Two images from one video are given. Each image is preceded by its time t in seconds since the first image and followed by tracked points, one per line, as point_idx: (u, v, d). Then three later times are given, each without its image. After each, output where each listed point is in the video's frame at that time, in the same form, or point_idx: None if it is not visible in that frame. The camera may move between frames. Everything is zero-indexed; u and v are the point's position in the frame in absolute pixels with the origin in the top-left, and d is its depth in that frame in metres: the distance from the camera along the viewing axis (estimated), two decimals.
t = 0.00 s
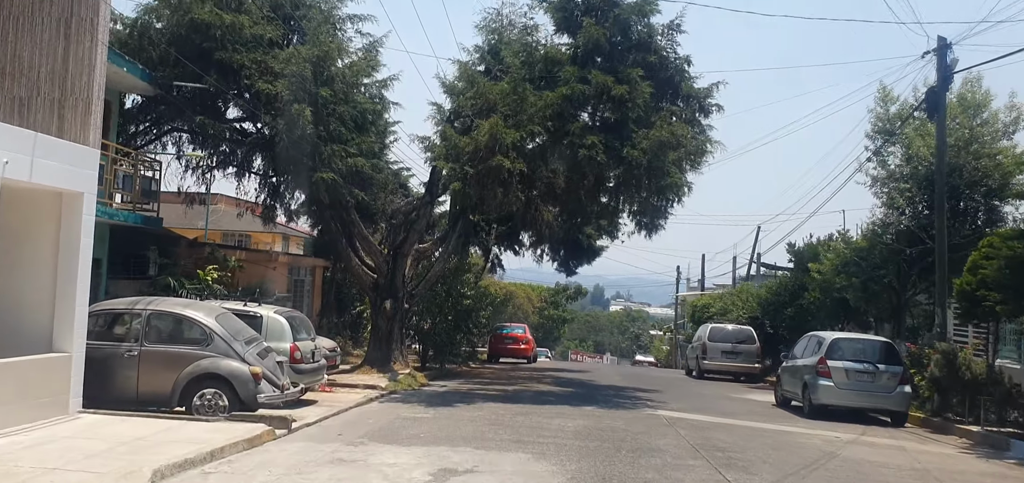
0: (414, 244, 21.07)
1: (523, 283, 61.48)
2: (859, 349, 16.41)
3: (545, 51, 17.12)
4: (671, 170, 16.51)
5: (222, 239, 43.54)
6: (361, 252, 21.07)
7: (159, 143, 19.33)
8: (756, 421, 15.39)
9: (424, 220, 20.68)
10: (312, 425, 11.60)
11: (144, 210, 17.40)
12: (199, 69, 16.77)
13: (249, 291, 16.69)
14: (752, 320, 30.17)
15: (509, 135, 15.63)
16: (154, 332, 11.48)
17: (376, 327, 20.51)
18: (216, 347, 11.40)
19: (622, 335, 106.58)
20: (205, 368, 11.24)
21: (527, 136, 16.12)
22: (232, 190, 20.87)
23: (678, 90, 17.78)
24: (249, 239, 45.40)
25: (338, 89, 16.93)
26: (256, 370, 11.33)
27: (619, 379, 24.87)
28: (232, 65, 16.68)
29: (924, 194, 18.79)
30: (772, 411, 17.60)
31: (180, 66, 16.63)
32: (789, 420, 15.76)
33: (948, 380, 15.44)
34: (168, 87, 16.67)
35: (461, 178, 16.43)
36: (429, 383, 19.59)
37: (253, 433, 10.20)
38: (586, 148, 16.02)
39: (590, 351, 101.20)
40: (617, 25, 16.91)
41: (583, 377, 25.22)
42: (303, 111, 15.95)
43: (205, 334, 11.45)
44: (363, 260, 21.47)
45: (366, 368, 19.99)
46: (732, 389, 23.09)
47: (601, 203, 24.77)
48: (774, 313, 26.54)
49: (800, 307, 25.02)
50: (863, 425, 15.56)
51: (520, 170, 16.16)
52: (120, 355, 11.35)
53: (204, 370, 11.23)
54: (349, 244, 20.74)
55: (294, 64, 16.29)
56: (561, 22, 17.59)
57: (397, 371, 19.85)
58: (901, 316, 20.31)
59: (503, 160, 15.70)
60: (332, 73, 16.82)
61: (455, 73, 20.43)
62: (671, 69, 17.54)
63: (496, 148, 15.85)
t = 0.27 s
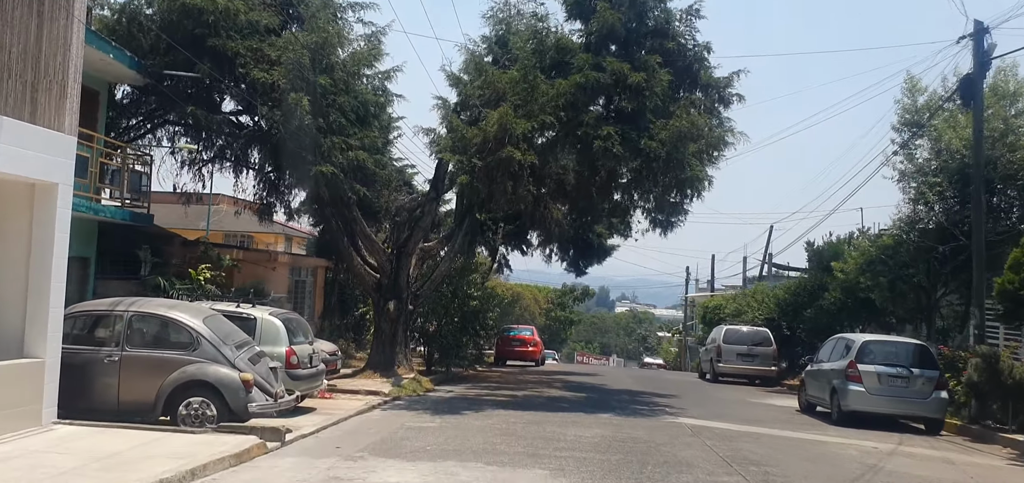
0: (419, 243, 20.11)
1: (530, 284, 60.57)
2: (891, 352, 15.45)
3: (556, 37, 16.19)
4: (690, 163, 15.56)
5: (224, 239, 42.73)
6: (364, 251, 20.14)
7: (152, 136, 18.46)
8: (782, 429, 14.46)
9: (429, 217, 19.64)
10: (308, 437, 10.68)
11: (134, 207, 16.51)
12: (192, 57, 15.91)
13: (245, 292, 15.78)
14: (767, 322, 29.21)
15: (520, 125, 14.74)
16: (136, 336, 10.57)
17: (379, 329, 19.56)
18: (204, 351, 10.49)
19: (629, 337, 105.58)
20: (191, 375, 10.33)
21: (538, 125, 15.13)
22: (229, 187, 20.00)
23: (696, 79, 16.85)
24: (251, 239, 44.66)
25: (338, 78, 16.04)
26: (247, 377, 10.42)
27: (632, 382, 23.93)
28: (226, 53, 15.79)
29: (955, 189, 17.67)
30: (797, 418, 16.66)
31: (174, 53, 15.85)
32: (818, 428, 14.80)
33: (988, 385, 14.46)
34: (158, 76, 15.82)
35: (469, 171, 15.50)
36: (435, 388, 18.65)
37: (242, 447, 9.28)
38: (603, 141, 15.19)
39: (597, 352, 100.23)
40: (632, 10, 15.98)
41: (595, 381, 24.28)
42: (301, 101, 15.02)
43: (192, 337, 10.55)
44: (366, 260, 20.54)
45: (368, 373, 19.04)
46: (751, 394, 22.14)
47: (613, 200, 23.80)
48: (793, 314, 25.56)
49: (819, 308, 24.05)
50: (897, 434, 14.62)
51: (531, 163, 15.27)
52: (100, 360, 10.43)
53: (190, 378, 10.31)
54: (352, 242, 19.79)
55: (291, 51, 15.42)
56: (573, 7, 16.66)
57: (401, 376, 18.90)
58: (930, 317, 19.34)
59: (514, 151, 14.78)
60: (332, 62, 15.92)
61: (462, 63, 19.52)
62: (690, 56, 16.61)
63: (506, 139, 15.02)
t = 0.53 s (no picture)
0: (421, 241, 19.16)
1: (533, 285, 59.66)
2: (922, 355, 14.52)
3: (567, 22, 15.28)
4: (709, 154, 14.64)
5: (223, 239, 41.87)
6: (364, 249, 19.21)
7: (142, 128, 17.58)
8: (809, 437, 13.55)
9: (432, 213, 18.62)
10: (300, 450, 9.77)
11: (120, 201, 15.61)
12: (182, 42, 15.05)
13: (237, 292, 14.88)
14: (781, 323, 28.27)
15: (529, 113, 13.83)
16: (113, 338, 9.66)
17: (380, 331, 18.62)
18: (186, 355, 9.58)
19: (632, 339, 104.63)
20: (172, 381, 9.42)
21: (548, 114, 14.21)
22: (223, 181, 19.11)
23: (714, 67, 15.92)
24: (250, 239, 43.80)
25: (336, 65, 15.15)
26: (233, 383, 9.50)
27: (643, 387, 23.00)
28: (217, 38, 14.90)
29: (986, 183, 16.69)
30: (821, 425, 15.74)
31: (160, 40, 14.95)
32: (846, 436, 13.88)
33: None
34: (146, 63, 14.95)
35: (475, 162, 14.52)
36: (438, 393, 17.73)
37: (226, 461, 8.37)
38: (617, 130, 14.30)
39: (600, 355, 99.28)
40: None
41: (604, 385, 23.37)
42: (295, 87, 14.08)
43: (173, 340, 9.64)
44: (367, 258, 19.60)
45: (368, 377, 18.12)
46: (768, 399, 21.21)
47: (624, 197, 22.85)
48: (810, 315, 24.62)
49: (838, 309, 23.11)
50: (931, 443, 13.71)
51: (541, 154, 14.35)
52: (72, 365, 9.53)
53: (170, 385, 9.40)
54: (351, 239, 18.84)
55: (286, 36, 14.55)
56: None
57: (402, 380, 17.96)
58: (958, 318, 18.39)
59: (523, 141, 13.86)
60: (330, 47, 15.04)
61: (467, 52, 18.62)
62: (708, 41, 15.70)
63: (514, 129, 14.10)
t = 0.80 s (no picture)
0: (424, 237, 18.20)
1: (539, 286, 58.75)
2: (959, 358, 13.59)
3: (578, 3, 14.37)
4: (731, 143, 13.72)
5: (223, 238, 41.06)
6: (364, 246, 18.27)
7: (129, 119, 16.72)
8: (839, 446, 12.64)
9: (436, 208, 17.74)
10: (290, 463, 8.89)
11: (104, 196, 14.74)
12: (169, 26, 14.16)
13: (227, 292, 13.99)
14: (797, 324, 27.35)
15: (539, 99, 12.90)
16: (84, 342, 8.78)
17: (381, 333, 17.68)
18: (163, 360, 8.70)
19: (638, 339, 103.67)
20: (148, 388, 8.54)
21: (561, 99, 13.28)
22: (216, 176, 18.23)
23: (735, 52, 15.01)
24: (251, 239, 42.97)
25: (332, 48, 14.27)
26: (216, 390, 8.63)
27: (655, 391, 22.09)
28: (206, 22, 14.01)
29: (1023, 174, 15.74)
30: (848, 432, 14.83)
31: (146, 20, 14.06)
32: (880, 444, 12.97)
33: None
34: (131, 48, 14.10)
35: (482, 152, 13.53)
36: (442, 398, 16.85)
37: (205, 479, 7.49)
38: (631, 118, 13.41)
39: (606, 355, 98.37)
40: None
41: (615, 388, 22.45)
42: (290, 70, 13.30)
43: (149, 343, 8.76)
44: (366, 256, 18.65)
45: (368, 380, 17.21)
46: (787, 403, 20.28)
47: (635, 192, 21.90)
48: (829, 315, 23.68)
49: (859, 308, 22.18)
50: (970, 451, 12.80)
51: (552, 143, 13.41)
52: (39, 372, 8.66)
53: (146, 393, 8.52)
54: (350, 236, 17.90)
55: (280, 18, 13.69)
56: None
57: (404, 384, 17.06)
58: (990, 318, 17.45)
59: (532, 129, 12.93)
60: (326, 31, 14.15)
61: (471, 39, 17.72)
62: (727, 25, 14.80)
63: (523, 116, 13.17)
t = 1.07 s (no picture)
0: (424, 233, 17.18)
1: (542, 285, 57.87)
2: (997, 361, 12.69)
3: None
4: (751, 130, 12.84)
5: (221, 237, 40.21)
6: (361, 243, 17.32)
7: (114, 108, 15.82)
8: (870, 456, 11.76)
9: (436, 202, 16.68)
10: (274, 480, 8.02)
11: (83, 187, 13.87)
12: (154, 6, 13.31)
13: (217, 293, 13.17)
14: (811, 323, 26.46)
15: (548, 82, 12.07)
16: (46, 345, 7.91)
17: (379, 334, 16.77)
18: (133, 364, 7.82)
19: (641, 340, 102.76)
20: (115, 396, 7.66)
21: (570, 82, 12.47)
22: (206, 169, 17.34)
23: (755, 36, 14.10)
24: (249, 237, 42.11)
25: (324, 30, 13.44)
26: (191, 398, 7.75)
27: (666, 393, 21.21)
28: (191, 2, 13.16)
29: None
30: (876, 439, 13.94)
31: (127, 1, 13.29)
32: (914, 453, 12.09)
33: None
34: (112, 30, 13.23)
35: (486, 140, 12.62)
36: (444, 403, 15.97)
37: None
38: (644, 104, 12.56)
39: (609, 356, 97.50)
40: None
41: (624, 391, 21.58)
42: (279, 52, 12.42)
43: (118, 345, 7.88)
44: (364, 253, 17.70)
45: (366, 384, 16.33)
46: (805, 407, 19.38)
47: (644, 187, 20.95)
48: (845, 314, 22.77)
49: (877, 307, 21.29)
50: (1011, 460, 11.92)
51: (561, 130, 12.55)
52: None
53: (114, 402, 7.65)
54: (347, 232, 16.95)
55: None
56: None
57: (403, 388, 16.19)
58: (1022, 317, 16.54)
59: (540, 115, 12.03)
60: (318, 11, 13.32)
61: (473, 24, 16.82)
62: (746, 6, 13.91)
63: (531, 101, 12.36)
